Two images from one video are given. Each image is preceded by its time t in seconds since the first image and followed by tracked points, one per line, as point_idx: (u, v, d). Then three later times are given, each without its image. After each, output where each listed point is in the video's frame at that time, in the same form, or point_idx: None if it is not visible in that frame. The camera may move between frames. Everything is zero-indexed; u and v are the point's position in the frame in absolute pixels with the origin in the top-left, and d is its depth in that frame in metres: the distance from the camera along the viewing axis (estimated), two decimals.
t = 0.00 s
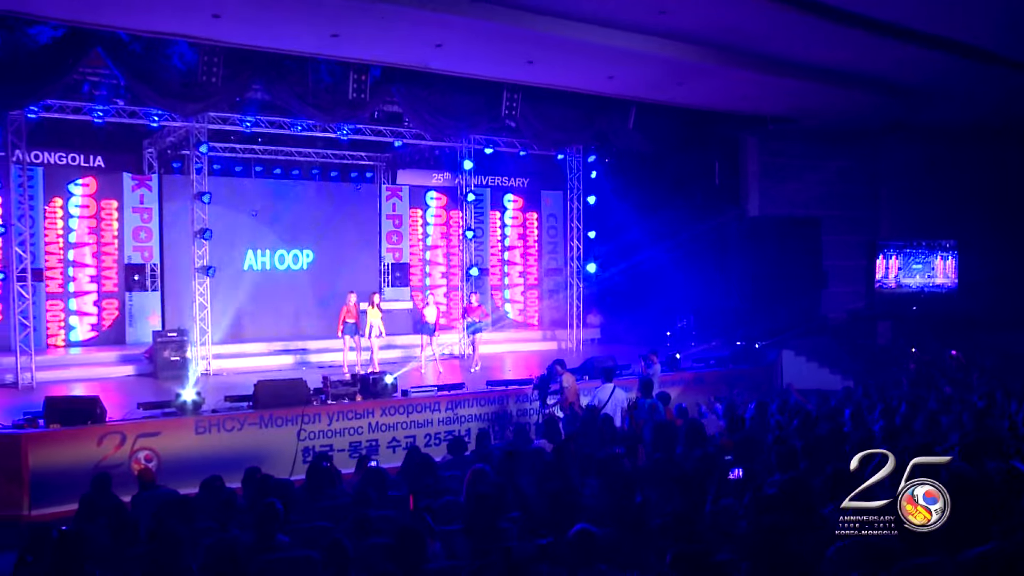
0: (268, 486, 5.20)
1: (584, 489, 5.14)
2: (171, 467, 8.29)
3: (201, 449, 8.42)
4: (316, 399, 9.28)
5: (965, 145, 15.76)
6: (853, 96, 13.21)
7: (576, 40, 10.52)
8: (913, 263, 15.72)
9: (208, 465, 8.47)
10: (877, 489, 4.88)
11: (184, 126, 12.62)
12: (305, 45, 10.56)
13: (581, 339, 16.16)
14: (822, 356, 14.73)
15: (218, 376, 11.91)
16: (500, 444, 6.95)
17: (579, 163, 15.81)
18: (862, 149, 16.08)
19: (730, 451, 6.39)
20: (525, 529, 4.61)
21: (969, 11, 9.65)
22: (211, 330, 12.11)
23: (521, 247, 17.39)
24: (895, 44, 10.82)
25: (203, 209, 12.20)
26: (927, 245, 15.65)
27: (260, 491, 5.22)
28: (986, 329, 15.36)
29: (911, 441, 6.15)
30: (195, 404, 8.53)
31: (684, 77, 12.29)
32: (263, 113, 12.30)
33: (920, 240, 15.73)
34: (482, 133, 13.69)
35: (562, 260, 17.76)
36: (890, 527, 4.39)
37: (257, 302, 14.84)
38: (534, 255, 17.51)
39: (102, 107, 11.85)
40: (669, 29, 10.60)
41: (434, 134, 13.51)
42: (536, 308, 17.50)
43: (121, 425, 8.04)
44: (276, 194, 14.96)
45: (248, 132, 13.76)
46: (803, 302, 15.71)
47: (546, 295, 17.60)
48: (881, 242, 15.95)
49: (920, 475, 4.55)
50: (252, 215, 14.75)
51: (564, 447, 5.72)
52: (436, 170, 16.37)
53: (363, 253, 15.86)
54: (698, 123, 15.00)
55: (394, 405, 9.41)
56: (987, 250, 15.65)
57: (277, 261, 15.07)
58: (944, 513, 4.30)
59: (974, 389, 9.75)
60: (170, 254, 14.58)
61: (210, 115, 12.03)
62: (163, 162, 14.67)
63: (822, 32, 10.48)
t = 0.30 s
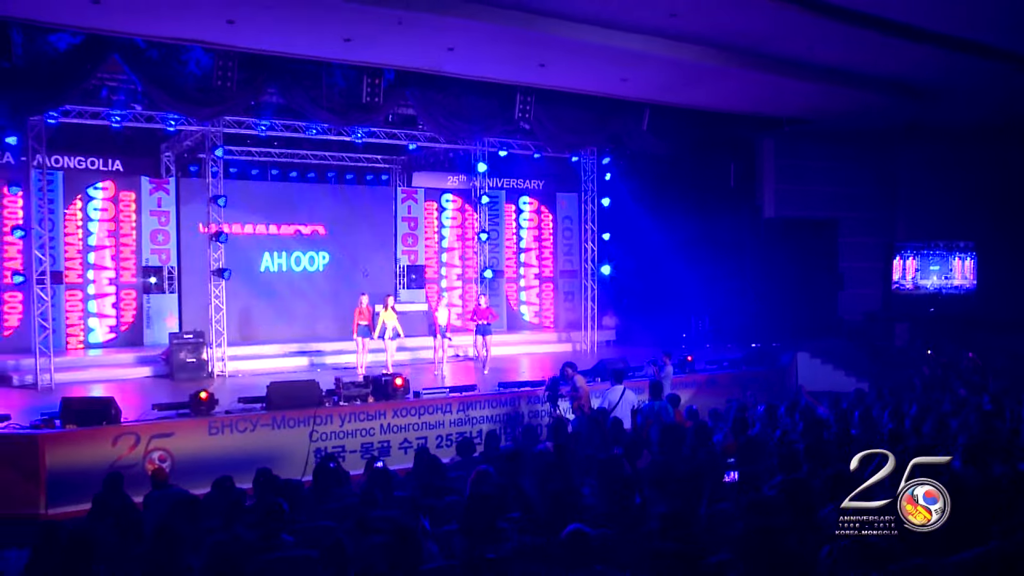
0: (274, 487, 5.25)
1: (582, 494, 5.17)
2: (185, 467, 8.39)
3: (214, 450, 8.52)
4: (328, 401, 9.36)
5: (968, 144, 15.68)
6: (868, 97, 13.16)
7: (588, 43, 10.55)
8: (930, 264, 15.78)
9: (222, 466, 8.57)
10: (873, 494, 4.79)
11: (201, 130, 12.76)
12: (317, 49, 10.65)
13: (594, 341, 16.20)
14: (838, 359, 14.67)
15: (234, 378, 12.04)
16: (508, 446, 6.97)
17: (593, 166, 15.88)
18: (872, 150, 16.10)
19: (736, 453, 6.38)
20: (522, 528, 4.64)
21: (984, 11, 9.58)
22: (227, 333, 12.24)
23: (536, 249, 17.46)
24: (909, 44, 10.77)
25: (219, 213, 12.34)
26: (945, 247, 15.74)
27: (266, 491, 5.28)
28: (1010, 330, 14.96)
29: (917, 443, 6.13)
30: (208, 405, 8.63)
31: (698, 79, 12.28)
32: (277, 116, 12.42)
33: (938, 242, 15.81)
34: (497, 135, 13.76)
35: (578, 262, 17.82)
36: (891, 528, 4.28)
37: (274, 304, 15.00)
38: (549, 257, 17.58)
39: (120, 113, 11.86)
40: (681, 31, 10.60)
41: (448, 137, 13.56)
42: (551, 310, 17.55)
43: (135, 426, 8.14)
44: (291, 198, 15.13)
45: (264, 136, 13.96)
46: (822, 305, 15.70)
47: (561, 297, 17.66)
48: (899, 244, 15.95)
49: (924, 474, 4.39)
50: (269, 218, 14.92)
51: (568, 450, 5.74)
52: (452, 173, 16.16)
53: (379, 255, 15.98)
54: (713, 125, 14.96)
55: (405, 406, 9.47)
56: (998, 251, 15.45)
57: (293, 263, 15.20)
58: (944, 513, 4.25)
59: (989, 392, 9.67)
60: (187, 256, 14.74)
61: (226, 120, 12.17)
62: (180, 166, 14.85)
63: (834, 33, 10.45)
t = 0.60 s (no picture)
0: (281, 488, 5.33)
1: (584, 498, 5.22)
2: (199, 470, 8.50)
3: (227, 453, 8.63)
4: (341, 404, 9.45)
5: (971, 145, 15.81)
6: (883, 100, 13.11)
7: (599, 48, 10.58)
8: (949, 268, 15.76)
9: (235, 468, 8.68)
10: (867, 496, 4.85)
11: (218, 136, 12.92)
12: (331, 56, 10.76)
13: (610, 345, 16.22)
14: (854, 363, 14.61)
15: (250, 381, 12.17)
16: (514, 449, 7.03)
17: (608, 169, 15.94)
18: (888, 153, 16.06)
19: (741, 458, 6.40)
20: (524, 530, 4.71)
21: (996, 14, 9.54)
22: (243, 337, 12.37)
23: (552, 253, 17.52)
24: (922, 47, 10.73)
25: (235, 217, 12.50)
26: (962, 250, 15.70)
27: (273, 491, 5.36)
28: None
29: (921, 448, 6.13)
30: (221, 408, 8.74)
31: (711, 83, 12.28)
32: (293, 123, 12.55)
33: (956, 245, 15.78)
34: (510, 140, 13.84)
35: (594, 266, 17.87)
36: (891, 527, 4.20)
37: (290, 308, 15.14)
38: (565, 261, 17.64)
39: (137, 119, 12.13)
40: (692, 36, 10.62)
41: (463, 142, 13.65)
42: (567, 314, 17.59)
43: (149, 429, 8.26)
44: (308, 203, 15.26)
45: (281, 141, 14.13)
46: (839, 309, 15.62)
47: (577, 301, 17.70)
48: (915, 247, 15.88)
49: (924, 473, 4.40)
50: (286, 222, 15.07)
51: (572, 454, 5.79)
52: (466, 177, 16.53)
53: (395, 259, 16.09)
54: (727, 129, 14.95)
55: (417, 410, 9.55)
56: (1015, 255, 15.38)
57: (310, 268, 15.33)
58: (944, 512, 4.18)
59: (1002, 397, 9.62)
60: (204, 262, 14.93)
61: (242, 125, 12.34)
62: (198, 171, 15.04)
63: (847, 36, 10.43)
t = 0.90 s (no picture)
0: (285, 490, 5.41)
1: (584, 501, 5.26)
2: (209, 472, 8.60)
3: (238, 456, 8.73)
4: (351, 408, 9.54)
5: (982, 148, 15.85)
6: (893, 104, 13.09)
7: (607, 53, 10.62)
8: (965, 271, 15.64)
9: (245, 470, 8.77)
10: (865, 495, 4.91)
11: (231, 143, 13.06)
12: (342, 62, 10.85)
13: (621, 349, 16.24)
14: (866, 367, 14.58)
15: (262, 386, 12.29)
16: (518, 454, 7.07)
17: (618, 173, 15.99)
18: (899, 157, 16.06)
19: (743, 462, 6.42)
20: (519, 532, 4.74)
21: (1005, 17, 9.51)
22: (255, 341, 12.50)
23: (564, 257, 17.57)
24: (931, 50, 10.71)
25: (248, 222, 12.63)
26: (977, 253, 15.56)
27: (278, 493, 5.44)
28: None
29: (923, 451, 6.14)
30: (232, 411, 8.84)
31: (720, 87, 12.29)
32: (304, 129, 12.67)
33: (971, 248, 15.65)
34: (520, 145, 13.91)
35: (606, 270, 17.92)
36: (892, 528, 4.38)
37: (302, 313, 15.27)
38: (577, 265, 17.69)
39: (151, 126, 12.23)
40: (700, 40, 10.63)
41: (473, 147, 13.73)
42: (578, 318, 17.63)
43: (161, 432, 8.37)
44: (321, 208, 15.39)
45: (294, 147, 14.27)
46: (851, 313, 15.58)
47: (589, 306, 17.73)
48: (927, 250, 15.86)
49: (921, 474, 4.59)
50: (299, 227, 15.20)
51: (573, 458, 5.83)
52: (478, 182, 16.45)
53: (408, 264, 16.19)
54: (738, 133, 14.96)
55: (426, 413, 9.62)
56: None
57: (322, 273, 15.45)
58: (943, 512, 4.35)
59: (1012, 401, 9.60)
60: (219, 266, 15.09)
61: (254, 132, 12.47)
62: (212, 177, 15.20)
63: (855, 40, 10.42)
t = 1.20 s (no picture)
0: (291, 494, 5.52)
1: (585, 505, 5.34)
2: (223, 476, 8.72)
3: (251, 459, 8.85)
4: (363, 413, 9.64)
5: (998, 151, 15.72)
6: (907, 108, 13.08)
7: (619, 60, 10.69)
8: (983, 275, 15.30)
9: (258, 474, 8.90)
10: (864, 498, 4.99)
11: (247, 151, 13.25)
12: (356, 71, 10.99)
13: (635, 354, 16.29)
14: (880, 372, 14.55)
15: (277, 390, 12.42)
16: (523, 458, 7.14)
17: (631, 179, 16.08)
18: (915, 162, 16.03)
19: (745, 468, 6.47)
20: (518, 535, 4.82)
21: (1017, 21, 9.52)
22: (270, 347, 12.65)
23: (578, 263, 17.66)
24: (944, 55, 10.71)
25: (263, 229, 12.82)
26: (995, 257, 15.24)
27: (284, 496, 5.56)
28: None
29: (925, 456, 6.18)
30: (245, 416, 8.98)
31: (732, 94, 12.32)
32: (319, 136, 12.82)
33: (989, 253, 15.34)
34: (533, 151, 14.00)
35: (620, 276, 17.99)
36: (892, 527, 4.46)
37: (318, 318, 15.41)
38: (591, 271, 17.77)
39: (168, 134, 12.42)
40: (712, 47, 10.68)
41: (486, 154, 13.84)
42: (593, 323, 17.69)
43: (175, 436, 8.50)
44: (336, 214, 15.57)
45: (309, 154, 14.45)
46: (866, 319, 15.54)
47: (604, 311, 17.79)
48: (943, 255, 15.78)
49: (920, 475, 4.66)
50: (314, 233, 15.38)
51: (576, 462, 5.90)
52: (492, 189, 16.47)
53: (423, 270, 16.32)
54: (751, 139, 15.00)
55: (437, 419, 9.70)
56: None
57: (337, 278, 15.59)
58: (943, 512, 4.40)
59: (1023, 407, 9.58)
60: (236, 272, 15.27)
61: (270, 140, 12.64)
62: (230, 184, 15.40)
63: (867, 46, 10.44)
